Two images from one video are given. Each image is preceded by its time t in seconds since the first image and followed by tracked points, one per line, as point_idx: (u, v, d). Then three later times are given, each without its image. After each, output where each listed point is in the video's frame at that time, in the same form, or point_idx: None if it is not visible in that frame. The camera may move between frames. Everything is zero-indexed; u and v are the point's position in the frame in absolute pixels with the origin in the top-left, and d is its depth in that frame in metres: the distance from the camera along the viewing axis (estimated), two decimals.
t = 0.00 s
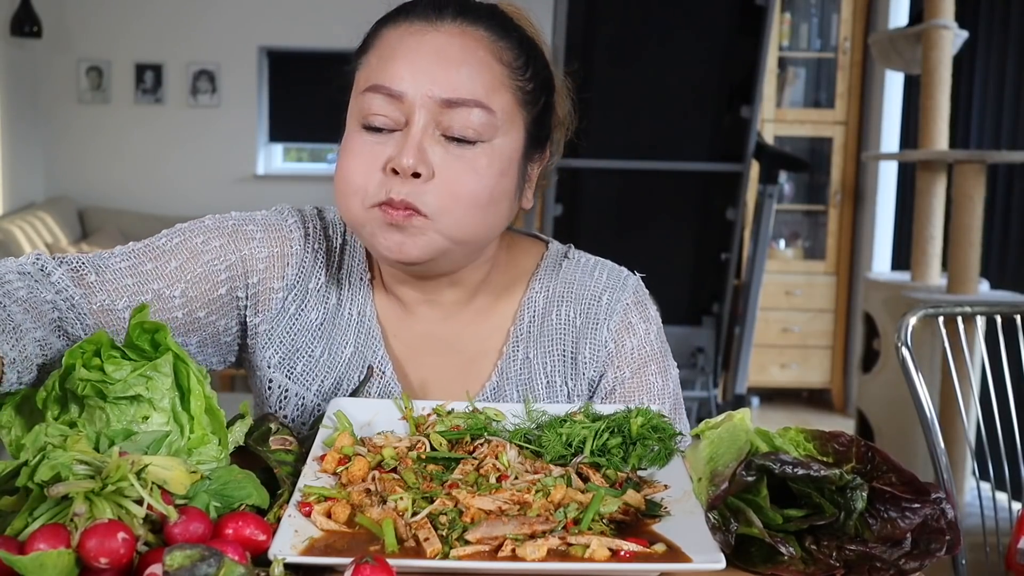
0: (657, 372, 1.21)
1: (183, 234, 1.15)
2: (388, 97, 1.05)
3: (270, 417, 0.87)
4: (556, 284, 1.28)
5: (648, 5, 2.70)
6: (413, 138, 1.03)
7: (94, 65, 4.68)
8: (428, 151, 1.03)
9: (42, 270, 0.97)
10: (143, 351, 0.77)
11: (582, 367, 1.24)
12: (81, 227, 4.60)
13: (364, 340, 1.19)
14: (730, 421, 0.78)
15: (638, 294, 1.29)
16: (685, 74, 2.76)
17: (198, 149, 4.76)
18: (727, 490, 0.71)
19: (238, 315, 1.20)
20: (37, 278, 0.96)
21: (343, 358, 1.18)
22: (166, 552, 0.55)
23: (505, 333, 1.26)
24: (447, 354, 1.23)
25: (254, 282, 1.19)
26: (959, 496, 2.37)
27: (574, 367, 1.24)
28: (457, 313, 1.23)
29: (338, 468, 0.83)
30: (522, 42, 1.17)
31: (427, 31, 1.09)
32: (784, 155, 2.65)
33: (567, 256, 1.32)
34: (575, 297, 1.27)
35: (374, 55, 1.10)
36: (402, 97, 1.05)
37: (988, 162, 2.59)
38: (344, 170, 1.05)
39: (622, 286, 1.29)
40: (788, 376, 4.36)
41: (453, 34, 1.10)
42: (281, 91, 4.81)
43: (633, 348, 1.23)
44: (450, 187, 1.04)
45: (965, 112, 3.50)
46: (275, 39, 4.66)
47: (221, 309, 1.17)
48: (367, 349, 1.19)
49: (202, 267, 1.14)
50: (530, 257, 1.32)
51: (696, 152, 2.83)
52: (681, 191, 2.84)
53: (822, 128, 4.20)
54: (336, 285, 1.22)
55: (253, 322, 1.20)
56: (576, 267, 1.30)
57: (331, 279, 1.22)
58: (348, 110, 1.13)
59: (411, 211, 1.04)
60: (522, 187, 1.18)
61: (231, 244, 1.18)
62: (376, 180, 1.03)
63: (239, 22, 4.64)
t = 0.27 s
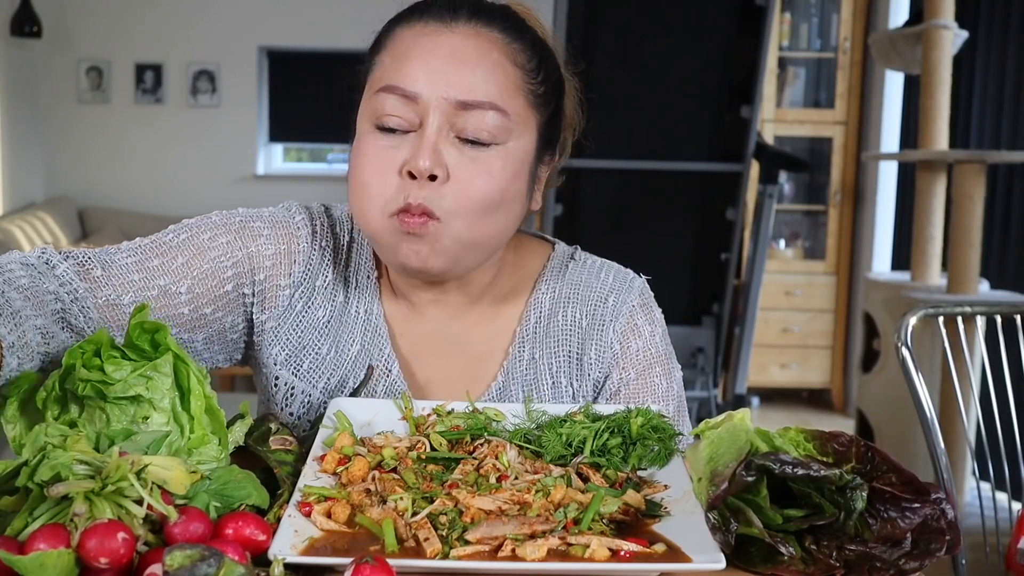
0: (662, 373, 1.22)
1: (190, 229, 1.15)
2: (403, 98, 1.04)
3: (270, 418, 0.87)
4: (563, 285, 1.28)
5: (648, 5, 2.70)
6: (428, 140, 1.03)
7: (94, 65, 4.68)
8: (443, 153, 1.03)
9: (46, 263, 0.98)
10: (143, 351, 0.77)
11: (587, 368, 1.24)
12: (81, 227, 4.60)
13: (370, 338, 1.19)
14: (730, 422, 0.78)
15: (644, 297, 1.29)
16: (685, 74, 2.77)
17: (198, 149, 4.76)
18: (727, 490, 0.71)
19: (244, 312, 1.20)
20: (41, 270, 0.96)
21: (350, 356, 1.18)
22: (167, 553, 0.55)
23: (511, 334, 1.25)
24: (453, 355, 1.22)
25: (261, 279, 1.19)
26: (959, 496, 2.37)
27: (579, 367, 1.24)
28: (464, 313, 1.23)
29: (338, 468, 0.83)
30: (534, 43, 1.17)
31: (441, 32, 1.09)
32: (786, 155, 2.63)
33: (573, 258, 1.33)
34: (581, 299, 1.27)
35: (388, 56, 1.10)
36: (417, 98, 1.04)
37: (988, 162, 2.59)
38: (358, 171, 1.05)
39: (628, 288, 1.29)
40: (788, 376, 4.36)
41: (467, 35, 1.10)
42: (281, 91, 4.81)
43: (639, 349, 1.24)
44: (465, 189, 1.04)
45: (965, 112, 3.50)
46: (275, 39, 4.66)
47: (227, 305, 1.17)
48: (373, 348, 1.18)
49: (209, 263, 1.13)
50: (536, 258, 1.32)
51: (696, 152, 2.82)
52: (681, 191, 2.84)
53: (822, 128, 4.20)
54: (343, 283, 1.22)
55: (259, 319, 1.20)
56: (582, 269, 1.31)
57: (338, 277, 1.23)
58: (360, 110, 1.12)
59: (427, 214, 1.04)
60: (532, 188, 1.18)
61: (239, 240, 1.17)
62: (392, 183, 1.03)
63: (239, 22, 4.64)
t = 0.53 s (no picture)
0: (663, 372, 1.20)
1: (207, 199, 1.22)
2: (450, 119, 1.04)
3: (270, 418, 0.87)
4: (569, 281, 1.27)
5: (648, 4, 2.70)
6: (482, 163, 1.04)
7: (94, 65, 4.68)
8: (500, 177, 1.05)
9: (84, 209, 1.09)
10: (142, 351, 0.77)
11: (589, 364, 1.24)
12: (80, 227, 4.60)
13: (377, 325, 1.21)
14: (730, 422, 0.78)
15: (648, 295, 1.29)
16: (685, 74, 2.77)
17: (198, 149, 4.76)
18: (727, 490, 0.72)
19: (254, 287, 1.23)
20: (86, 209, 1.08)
21: (355, 340, 1.21)
22: (166, 552, 0.55)
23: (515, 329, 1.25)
24: (460, 351, 1.24)
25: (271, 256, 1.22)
26: (959, 496, 2.37)
27: (581, 363, 1.24)
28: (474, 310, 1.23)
29: (338, 468, 0.83)
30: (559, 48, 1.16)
31: (481, 49, 1.07)
32: (783, 155, 2.66)
33: (579, 256, 1.31)
34: (585, 296, 1.27)
35: (424, 71, 1.07)
36: (466, 120, 1.04)
37: (988, 162, 2.59)
38: (409, 193, 1.07)
39: (631, 286, 1.28)
40: (788, 376, 4.35)
41: (505, 50, 1.08)
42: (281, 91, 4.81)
43: (641, 347, 1.23)
44: (518, 208, 1.07)
45: (965, 111, 3.50)
46: (275, 39, 4.66)
47: (237, 275, 1.21)
48: (379, 334, 1.21)
49: (220, 230, 1.20)
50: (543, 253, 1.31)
51: (696, 152, 2.82)
52: (680, 191, 2.84)
53: (822, 128, 4.19)
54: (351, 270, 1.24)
55: (268, 297, 1.23)
56: (587, 267, 1.30)
57: (347, 264, 1.24)
58: (390, 119, 1.10)
59: (484, 235, 1.08)
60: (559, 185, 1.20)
61: (252, 216, 1.22)
62: (449, 208, 1.05)
63: (239, 22, 4.64)
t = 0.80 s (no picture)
0: (666, 363, 1.22)
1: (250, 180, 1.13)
2: (469, 113, 1.06)
3: (270, 417, 0.87)
4: (574, 274, 1.29)
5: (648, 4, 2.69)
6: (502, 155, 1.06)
7: (94, 65, 4.68)
8: (521, 168, 1.07)
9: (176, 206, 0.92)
10: (142, 351, 0.76)
11: (593, 353, 1.25)
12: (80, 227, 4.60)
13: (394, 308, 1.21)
14: (730, 422, 0.78)
15: (652, 290, 1.30)
16: (686, 74, 2.77)
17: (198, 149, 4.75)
18: (727, 490, 0.72)
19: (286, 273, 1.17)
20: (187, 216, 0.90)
21: (374, 325, 1.20)
22: (166, 553, 0.55)
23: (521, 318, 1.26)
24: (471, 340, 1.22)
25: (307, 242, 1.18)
26: (959, 496, 2.37)
27: (585, 352, 1.25)
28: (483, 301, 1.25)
29: (338, 468, 0.83)
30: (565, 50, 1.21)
31: (496, 47, 1.11)
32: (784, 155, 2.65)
33: (585, 251, 1.33)
34: (591, 288, 1.28)
35: (442, 68, 1.11)
36: (484, 114, 1.06)
37: (988, 162, 2.59)
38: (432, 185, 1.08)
39: (636, 280, 1.30)
40: (788, 376, 4.35)
41: (519, 48, 1.12)
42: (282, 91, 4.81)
43: (646, 338, 1.24)
44: (538, 199, 1.09)
45: (965, 111, 3.50)
46: (275, 39, 4.66)
47: (283, 260, 1.14)
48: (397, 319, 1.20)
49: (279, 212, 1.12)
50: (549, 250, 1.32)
51: (696, 152, 2.82)
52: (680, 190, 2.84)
53: (822, 128, 4.19)
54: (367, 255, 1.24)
55: (297, 283, 1.18)
56: (593, 262, 1.31)
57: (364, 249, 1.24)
58: (408, 117, 1.12)
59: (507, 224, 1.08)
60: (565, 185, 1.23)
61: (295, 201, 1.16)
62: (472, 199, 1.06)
63: (239, 22, 4.64)
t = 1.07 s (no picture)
0: (687, 355, 1.24)
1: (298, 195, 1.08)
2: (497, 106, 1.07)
3: (270, 417, 0.87)
4: (600, 271, 1.28)
5: (649, 4, 2.69)
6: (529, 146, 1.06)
7: (94, 65, 4.68)
8: (547, 159, 1.07)
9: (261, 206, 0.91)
10: (142, 351, 0.76)
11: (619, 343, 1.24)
12: (80, 227, 4.60)
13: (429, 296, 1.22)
14: (730, 422, 0.78)
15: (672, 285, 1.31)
16: (686, 73, 2.77)
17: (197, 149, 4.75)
18: (727, 490, 0.72)
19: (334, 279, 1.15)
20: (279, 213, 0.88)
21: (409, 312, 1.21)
22: (167, 552, 0.55)
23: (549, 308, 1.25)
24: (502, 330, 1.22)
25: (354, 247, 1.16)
26: (959, 496, 2.38)
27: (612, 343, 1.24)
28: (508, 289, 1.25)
29: (338, 468, 0.83)
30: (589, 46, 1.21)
31: (524, 42, 1.11)
32: (783, 154, 2.67)
33: (607, 250, 1.31)
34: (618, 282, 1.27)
35: (472, 63, 1.11)
36: (512, 106, 1.07)
37: (988, 162, 2.59)
38: (458, 176, 1.08)
39: (659, 275, 1.30)
40: (787, 376, 4.35)
41: (547, 44, 1.12)
42: (282, 91, 4.81)
43: (669, 330, 1.25)
44: (565, 192, 1.09)
45: (965, 112, 3.51)
46: (275, 39, 4.66)
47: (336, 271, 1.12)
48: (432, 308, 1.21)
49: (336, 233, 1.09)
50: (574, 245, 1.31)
51: (696, 152, 2.83)
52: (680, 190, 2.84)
53: (822, 128, 4.19)
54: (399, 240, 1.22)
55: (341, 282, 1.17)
56: (616, 259, 1.30)
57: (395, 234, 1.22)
58: (437, 110, 1.13)
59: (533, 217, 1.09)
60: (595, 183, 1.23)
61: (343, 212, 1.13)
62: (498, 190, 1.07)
63: (239, 22, 4.64)
